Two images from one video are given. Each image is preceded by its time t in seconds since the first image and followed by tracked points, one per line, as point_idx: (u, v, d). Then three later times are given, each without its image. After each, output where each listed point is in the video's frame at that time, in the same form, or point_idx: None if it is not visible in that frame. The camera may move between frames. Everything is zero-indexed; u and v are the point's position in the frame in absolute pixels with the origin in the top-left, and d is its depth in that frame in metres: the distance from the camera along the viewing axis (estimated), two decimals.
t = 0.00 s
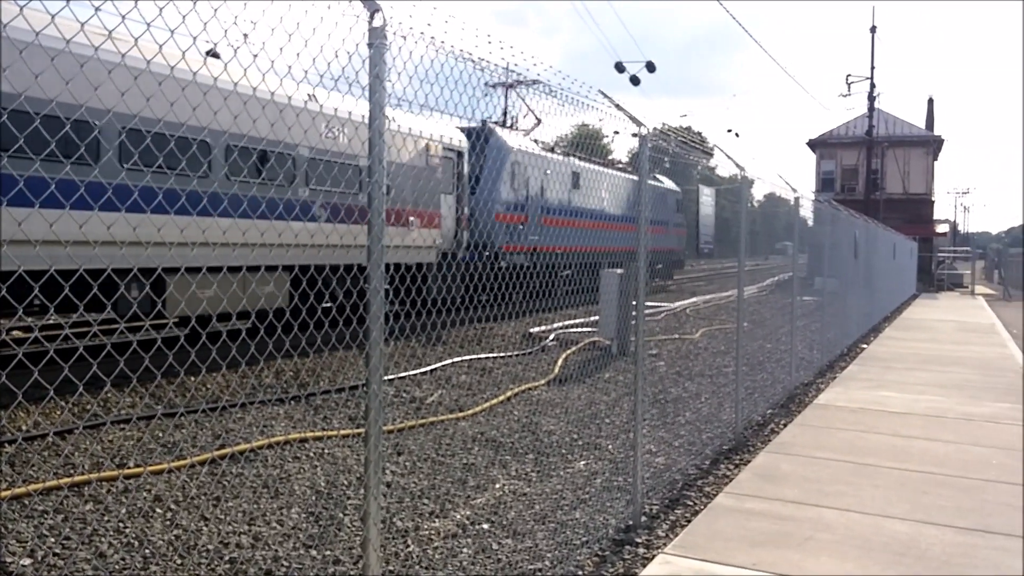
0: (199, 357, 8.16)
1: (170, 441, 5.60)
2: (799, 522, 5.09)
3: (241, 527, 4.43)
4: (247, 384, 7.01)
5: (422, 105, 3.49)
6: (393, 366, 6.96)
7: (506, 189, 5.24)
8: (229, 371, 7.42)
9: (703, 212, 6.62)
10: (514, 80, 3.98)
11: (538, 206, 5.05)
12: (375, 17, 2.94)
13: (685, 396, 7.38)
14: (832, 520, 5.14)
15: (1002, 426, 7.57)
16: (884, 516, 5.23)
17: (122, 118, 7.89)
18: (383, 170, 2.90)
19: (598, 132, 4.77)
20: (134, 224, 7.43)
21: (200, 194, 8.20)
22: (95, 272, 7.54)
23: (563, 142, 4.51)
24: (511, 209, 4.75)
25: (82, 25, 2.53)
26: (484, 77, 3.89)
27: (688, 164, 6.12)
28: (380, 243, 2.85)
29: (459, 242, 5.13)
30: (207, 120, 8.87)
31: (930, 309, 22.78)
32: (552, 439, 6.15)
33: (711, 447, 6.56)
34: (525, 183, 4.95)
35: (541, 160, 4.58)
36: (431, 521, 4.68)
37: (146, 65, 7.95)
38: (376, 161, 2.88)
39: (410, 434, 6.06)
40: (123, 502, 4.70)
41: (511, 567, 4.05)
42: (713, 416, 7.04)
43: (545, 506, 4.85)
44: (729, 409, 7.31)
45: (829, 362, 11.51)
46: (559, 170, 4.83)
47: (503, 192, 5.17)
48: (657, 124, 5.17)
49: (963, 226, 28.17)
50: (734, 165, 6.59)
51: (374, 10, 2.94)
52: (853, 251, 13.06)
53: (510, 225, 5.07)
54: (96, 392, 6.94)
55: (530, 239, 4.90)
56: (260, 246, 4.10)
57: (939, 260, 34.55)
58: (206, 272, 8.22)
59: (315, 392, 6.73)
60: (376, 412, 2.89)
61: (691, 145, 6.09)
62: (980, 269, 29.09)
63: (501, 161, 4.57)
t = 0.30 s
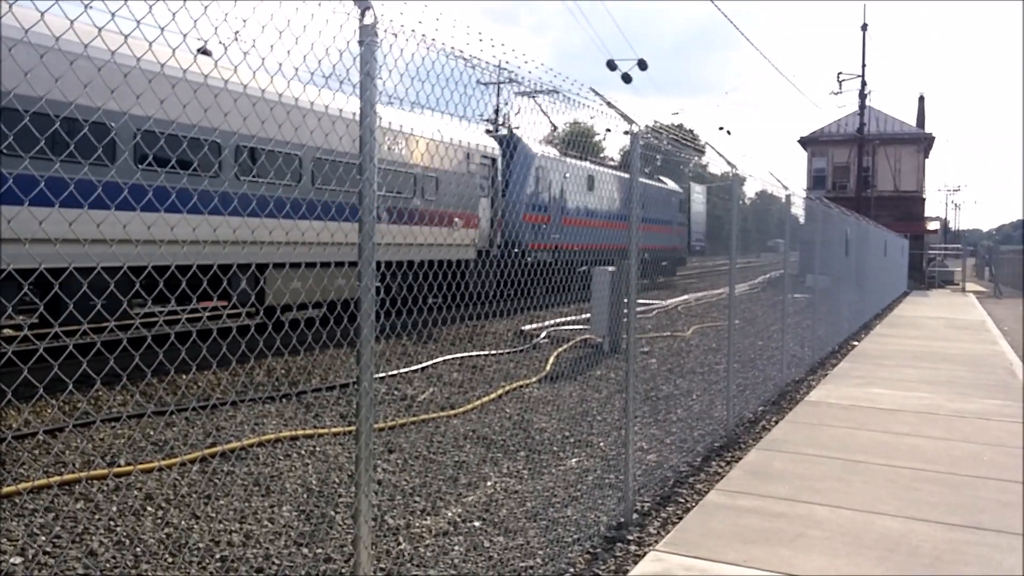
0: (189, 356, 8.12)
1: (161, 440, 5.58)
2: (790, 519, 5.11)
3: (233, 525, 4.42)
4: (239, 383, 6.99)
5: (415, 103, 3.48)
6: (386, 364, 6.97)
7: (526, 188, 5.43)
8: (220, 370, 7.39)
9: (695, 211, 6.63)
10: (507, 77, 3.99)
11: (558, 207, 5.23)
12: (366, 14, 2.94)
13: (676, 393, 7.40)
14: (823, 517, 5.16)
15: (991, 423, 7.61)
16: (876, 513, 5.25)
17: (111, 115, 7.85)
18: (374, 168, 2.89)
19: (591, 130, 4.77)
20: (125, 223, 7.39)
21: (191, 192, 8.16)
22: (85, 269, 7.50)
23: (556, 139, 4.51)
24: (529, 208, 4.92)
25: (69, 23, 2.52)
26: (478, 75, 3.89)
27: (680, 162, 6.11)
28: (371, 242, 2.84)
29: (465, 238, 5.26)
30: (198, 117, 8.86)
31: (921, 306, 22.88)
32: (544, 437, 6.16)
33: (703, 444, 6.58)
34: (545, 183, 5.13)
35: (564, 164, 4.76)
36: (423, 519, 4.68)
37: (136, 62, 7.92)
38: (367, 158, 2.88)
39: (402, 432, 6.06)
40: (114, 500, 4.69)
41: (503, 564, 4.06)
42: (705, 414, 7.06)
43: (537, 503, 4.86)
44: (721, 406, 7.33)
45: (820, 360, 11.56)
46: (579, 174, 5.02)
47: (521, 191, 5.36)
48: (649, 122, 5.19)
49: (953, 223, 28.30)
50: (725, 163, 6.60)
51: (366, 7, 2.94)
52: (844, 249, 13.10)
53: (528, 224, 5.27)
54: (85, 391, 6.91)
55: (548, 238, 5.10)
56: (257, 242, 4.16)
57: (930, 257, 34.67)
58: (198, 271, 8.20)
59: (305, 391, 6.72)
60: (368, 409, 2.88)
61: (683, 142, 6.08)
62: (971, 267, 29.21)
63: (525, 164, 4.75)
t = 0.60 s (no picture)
0: (183, 356, 8.10)
1: (155, 439, 5.57)
2: (784, 517, 5.12)
3: (227, 524, 4.42)
4: (234, 382, 6.98)
5: (411, 102, 3.48)
6: (381, 363, 6.97)
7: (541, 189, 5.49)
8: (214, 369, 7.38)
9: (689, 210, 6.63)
10: (502, 76, 3.99)
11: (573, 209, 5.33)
12: (360, 12, 2.94)
13: (671, 392, 7.41)
14: (817, 515, 5.17)
15: (985, 421, 7.63)
16: (869, 511, 5.27)
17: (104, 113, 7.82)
18: (368, 167, 2.89)
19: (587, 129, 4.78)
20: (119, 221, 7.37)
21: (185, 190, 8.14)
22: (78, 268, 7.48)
23: (551, 138, 4.51)
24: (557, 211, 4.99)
25: (60, 21, 2.51)
26: (472, 73, 3.89)
27: (674, 160, 6.11)
28: (365, 241, 2.84)
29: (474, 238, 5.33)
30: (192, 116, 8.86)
31: (915, 305, 22.94)
32: (539, 435, 6.17)
33: (697, 443, 6.59)
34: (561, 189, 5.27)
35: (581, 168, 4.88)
36: (417, 517, 4.68)
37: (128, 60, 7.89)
38: (361, 157, 2.88)
39: (397, 430, 6.06)
40: (108, 500, 4.68)
41: (497, 563, 4.07)
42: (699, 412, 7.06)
43: (532, 501, 4.87)
44: (716, 405, 7.34)
45: (815, 358, 11.58)
46: (593, 176, 5.16)
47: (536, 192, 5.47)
48: (644, 121, 5.21)
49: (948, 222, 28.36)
50: (720, 162, 6.59)
51: (359, 5, 2.94)
52: (839, 248, 13.12)
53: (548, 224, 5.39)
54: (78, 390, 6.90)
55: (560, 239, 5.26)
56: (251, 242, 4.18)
57: (925, 256, 34.75)
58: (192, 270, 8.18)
59: (299, 390, 6.72)
60: (361, 408, 2.88)
61: (677, 141, 6.06)
62: (965, 266, 29.29)
63: (544, 169, 4.90)
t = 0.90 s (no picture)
0: (179, 356, 8.09)
1: (152, 439, 5.57)
2: (781, 515, 5.13)
3: (224, 524, 4.42)
4: (230, 382, 6.97)
5: (407, 101, 3.47)
6: (378, 362, 6.96)
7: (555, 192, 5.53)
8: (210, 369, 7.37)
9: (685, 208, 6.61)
10: (499, 75, 3.99)
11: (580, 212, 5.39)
12: (354, 11, 2.93)
13: (668, 390, 7.41)
14: (814, 512, 5.18)
15: (981, 419, 7.64)
16: (866, 509, 5.27)
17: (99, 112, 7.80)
18: (363, 166, 2.89)
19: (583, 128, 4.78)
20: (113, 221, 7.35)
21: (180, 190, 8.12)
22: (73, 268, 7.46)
23: (547, 136, 4.51)
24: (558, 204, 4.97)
25: (53, 20, 2.51)
26: (468, 72, 3.89)
27: (670, 158, 6.10)
28: (360, 241, 2.83)
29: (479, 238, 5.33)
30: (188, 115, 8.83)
31: (912, 302, 22.98)
32: (536, 434, 6.17)
33: (694, 441, 6.59)
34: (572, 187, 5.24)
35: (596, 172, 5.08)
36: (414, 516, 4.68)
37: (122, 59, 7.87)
38: (356, 156, 2.87)
39: (394, 430, 6.05)
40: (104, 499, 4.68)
41: (494, 562, 4.06)
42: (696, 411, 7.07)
43: (529, 500, 4.87)
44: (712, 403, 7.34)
45: (811, 356, 11.59)
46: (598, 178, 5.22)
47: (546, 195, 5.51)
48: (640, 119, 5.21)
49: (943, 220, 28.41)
50: (716, 159, 6.57)
51: (353, 4, 2.93)
52: (835, 246, 13.12)
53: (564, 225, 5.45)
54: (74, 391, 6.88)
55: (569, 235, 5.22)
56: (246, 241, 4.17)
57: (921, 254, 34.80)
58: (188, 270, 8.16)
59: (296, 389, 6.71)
60: (357, 408, 2.88)
61: (673, 139, 6.05)
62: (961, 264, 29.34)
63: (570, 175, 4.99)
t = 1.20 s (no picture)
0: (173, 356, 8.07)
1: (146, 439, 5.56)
2: (776, 513, 5.13)
3: (218, 523, 4.42)
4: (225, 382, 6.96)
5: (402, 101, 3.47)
6: (374, 362, 6.96)
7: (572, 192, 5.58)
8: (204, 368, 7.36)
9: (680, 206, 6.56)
10: (494, 74, 3.99)
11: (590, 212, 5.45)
12: (347, 10, 2.93)
13: (663, 388, 7.42)
14: (809, 510, 5.19)
15: (974, 416, 7.66)
16: (860, 507, 5.28)
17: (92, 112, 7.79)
18: (357, 164, 2.88)
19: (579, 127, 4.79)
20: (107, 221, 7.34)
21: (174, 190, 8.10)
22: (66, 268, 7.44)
23: (542, 135, 4.51)
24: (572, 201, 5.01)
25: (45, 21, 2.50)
26: (463, 71, 3.89)
27: (665, 157, 6.10)
28: (354, 240, 2.83)
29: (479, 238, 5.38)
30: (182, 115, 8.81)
31: (906, 300, 23.04)
32: (531, 433, 6.18)
33: (689, 440, 6.60)
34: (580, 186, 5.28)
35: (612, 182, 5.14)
36: (409, 516, 4.68)
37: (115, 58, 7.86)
38: (349, 154, 2.86)
39: (389, 429, 6.05)
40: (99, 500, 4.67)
41: (489, 562, 4.06)
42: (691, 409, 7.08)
43: (524, 500, 4.87)
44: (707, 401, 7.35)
45: (806, 354, 11.61)
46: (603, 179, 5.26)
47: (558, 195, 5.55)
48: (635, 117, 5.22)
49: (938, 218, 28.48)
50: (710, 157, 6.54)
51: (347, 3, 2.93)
52: (830, 244, 13.14)
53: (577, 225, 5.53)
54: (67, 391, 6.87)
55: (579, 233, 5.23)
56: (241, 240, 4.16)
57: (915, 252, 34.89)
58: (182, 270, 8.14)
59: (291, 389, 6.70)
60: (351, 407, 2.88)
61: (668, 138, 6.05)
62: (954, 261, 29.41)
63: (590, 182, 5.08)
